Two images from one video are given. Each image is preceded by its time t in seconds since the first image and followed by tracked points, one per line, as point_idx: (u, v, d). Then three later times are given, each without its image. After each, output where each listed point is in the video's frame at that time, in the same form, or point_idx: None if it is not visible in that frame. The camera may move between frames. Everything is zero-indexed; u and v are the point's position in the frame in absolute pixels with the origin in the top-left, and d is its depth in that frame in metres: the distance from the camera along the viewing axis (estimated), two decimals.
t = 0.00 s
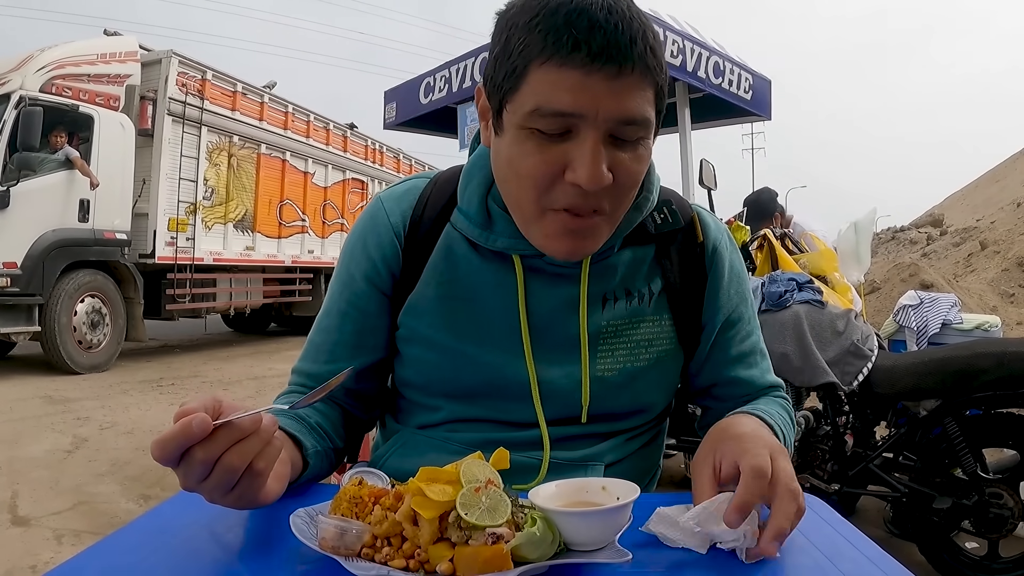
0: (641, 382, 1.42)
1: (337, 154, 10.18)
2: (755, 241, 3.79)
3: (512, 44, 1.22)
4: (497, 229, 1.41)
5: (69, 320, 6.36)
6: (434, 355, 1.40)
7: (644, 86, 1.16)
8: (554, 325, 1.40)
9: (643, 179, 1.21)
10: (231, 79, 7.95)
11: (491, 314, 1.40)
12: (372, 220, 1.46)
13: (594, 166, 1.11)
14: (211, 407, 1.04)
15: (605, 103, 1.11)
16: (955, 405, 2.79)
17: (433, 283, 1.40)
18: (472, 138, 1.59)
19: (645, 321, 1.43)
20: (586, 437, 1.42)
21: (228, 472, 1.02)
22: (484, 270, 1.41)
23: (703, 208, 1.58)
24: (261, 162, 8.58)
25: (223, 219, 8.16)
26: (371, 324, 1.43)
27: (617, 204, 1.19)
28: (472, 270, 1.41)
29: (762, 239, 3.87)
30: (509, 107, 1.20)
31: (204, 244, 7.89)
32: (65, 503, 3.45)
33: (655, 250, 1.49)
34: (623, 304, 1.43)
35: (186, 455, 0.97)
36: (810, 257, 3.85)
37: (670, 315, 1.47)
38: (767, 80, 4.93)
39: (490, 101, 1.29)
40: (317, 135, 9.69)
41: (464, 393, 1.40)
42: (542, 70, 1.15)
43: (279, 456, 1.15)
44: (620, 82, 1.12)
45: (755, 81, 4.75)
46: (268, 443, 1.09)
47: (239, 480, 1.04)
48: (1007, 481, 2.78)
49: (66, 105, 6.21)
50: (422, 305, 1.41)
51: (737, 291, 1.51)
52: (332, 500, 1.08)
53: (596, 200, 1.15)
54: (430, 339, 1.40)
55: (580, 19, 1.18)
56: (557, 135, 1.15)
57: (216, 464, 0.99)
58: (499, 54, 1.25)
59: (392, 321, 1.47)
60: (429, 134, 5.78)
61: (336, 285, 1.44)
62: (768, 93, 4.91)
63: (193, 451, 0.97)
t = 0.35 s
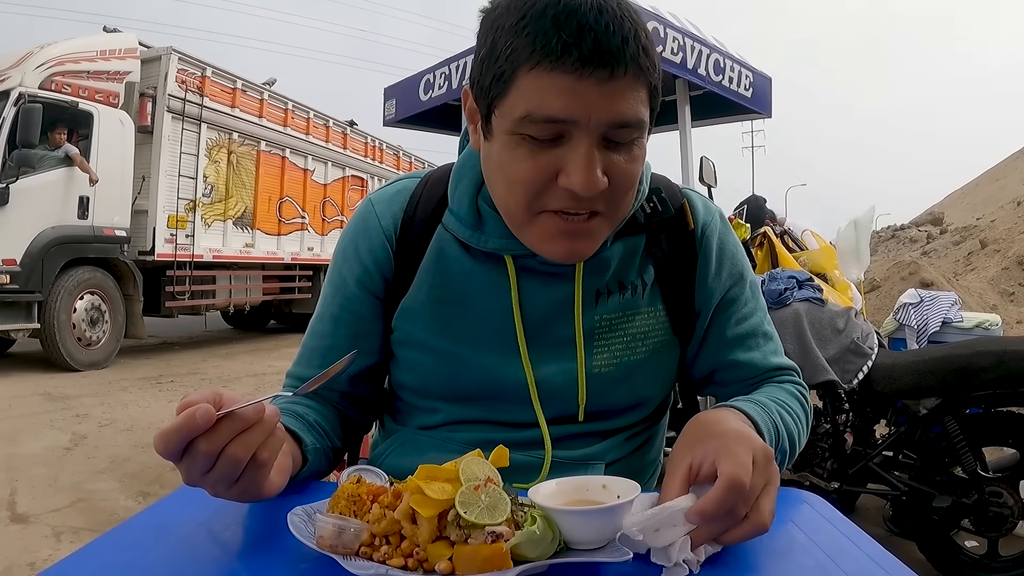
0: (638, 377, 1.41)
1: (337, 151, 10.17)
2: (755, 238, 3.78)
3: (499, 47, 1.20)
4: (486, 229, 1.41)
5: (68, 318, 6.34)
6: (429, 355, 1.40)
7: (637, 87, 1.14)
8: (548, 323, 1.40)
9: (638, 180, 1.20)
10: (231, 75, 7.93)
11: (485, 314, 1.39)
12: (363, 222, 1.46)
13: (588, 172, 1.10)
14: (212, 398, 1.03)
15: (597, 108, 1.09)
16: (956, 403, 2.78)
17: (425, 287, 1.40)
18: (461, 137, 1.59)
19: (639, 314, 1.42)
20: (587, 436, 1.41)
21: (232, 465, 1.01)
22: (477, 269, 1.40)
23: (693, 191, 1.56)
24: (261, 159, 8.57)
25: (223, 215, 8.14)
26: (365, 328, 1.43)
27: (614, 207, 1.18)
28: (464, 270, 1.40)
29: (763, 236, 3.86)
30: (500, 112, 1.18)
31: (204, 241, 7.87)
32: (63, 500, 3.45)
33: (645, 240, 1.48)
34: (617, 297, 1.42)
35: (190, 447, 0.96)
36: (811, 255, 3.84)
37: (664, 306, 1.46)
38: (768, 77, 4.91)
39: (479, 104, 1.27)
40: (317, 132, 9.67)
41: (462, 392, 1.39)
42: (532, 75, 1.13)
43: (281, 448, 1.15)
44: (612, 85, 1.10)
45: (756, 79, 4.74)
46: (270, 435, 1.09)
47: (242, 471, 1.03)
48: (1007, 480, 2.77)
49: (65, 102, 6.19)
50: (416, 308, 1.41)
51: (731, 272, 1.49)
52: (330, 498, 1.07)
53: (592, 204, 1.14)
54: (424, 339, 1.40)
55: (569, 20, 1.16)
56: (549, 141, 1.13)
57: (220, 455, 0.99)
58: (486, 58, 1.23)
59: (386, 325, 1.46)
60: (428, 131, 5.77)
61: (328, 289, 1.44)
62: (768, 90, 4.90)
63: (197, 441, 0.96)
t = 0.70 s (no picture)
0: (635, 372, 1.41)
1: (338, 146, 10.15)
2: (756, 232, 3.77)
3: (482, 44, 1.18)
4: (482, 220, 1.41)
5: (69, 314, 6.35)
6: (424, 349, 1.39)
7: (624, 86, 1.12)
8: (544, 316, 1.39)
9: (627, 177, 1.19)
10: (232, 71, 7.92)
11: (480, 308, 1.39)
12: (359, 214, 1.45)
13: (571, 173, 1.10)
14: (220, 399, 1.03)
15: (580, 108, 1.08)
16: (957, 397, 2.77)
17: (421, 279, 1.40)
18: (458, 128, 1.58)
19: (636, 308, 1.42)
20: (583, 430, 1.40)
21: (244, 466, 1.01)
22: (472, 262, 1.40)
23: (692, 186, 1.56)
24: (262, 155, 8.57)
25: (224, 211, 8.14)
26: (362, 319, 1.42)
27: (601, 204, 1.18)
28: (460, 263, 1.40)
29: (764, 230, 3.85)
30: (484, 112, 1.18)
31: (205, 237, 7.88)
32: (66, 496, 3.46)
33: (643, 235, 1.48)
34: (613, 291, 1.41)
35: (202, 450, 0.96)
36: (813, 249, 3.82)
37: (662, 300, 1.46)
38: (769, 71, 4.89)
39: (467, 101, 1.26)
40: (317, 127, 9.66)
41: (459, 386, 1.39)
42: (514, 74, 1.11)
43: (290, 450, 1.15)
44: (595, 85, 1.09)
45: (757, 72, 4.72)
46: (280, 436, 1.09)
47: (253, 473, 1.03)
48: (1008, 474, 2.76)
49: (66, 98, 6.17)
50: (412, 301, 1.41)
51: (729, 268, 1.48)
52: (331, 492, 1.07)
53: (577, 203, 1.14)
54: (421, 333, 1.40)
55: (552, 18, 1.13)
56: (533, 140, 1.13)
57: (231, 458, 0.99)
58: (471, 54, 1.22)
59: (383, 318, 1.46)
60: (429, 125, 5.76)
61: (326, 281, 1.43)
62: (770, 84, 4.88)
63: (209, 445, 0.96)
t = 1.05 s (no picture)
0: (639, 373, 1.41)
1: (340, 147, 10.16)
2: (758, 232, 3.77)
3: (489, 37, 1.21)
4: (489, 220, 1.41)
5: (73, 315, 6.37)
6: (429, 349, 1.40)
7: (625, 79, 1.13)
8: (549, 315, 1.40)
9: (628, 174, 1.18)
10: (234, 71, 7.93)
11: (485, 306, 1.39)
12: (368, 213, 1.46)
13: (569, 162, 1.09)
14: (225, 408, 1.03)
15: (579, 96, 1.09)
16: (960, 398, 2.76)
17: (428, 277, 1.41)
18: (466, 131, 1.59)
19: (641, 308, 1.42)
20: (587, 430, 1.40)
21: (250, 474, 1.01)
22: (477, 262, 1.41)
23: (697, 190, 1.56)
24: (265, 155, 8.58)
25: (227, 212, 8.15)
26: (369, 317, 1.42)
27: (600, 198, 1.17)
28: (467, 263, 1.41)
29: (767, 230, 3.84)
30: (488, 101, 1.20)
31: (208, 238, 7.89)
32: (70, 496, 3.47)
33: (648, 237, 1.48)
34: (618, 292, 1.42)
35: (207, 460, 0.96)
36: (815, 249, 3.82)
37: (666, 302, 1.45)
38: (772, 71, 4.89)
39: (472, 94, 1.28)
40: (320, 127, 9.67)
41: (463, 385, 1.40)
42: (517, 62, 1.13)
43: (295, 456, 1.15)
44: (596, 75, 1.10)
45: (760, 72, 4.72)
46: (285, 443, 1.09)
47: (258, 481, 1.03)
48: (1011, 474, 2.76)
49: (68, 99, 6.18)
50: (419, 298, 1.41)
51: (734, 271, 1.48)
52: (336, 494, 1.07)
53: (574, 194, 1.13)
54: (426, 332, 1.40)
55: (556, 11, 1.15)
56: (532, 128, 1.13)
57: (237, 467, 0.99)
58: (478, 47, 1.25)
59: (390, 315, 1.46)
60: (432, 126, 5.76)
61: (333, 278, 1.43)
62: (773, 84, 4.87)
63: (214, 454, 0.96)
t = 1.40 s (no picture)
0: (645, 372, 1.40)
1: (342, 146, 10.16)
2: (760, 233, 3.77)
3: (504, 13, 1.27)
4: (501, 214, 1.41)
5: (73, 313, 6.37)
6: (438, 342, 1.39)
7: (635, 42, 1.18)
8: (557, 311, 1.40)
9: (639, 140, 1.21)
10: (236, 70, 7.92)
11: (495, 301, 1.39)
12: (379, 206, 1.46)
13: (582, 118, 1.12)
14: (221, 414, 1.03)
15: (591, 53, 1.14)
16: (960, 400, 2.76)
17: (438, 270, 1.41)
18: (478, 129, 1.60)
19: (649, 306, 1.42)
20: (591, 430, 1.40)
21: (247, 481, 1.01)
22: (488, 257, 1.41)
23: (705, 192, 1.58)
24: (266, 154, 8.58)
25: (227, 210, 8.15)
26: (378, 309, 1.42)
27: (613, 162, 1.18)
28: (477, 258, 1.41)
29: (768, 231, 3.84)
30: (504, 69, 1.24)
31: (209, 236, 7.89)
32: (70, 494, 3.47)
33: (656, 235, 1.49)
34: (626, 289, 1.42)
35: (203, 467, 0.96)
36: (817, 250, 3.82)
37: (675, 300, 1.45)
38: (774, 72, 4.89)
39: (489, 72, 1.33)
40: (321, 126, 9.66)
41: (470, 380, 1.39)
42: (532, 25, 1.19)
43: (293, 460, 1.15)
44: (607, 34, 1.15)
45: (762, 73, 4.71)
46: (282, 448, 1.09)
47: (256, 487, 1.02)
48: (1012, 476, 2.76)
49: (69, 97, 6.17)
50: (429, 291, 1.41)
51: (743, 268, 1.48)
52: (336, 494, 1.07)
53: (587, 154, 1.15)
54: (436, 326, 1.40)
55: None
56: (546, 87, 1.18)
57: (233, 473, 0.98)
58: (495, 26, 1.31)
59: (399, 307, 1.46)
60: (433, 125, 5.76)
61: (341, 270, 1.44)
62: (775, 85, 4.87)
63: (210, 460, 0.96)
